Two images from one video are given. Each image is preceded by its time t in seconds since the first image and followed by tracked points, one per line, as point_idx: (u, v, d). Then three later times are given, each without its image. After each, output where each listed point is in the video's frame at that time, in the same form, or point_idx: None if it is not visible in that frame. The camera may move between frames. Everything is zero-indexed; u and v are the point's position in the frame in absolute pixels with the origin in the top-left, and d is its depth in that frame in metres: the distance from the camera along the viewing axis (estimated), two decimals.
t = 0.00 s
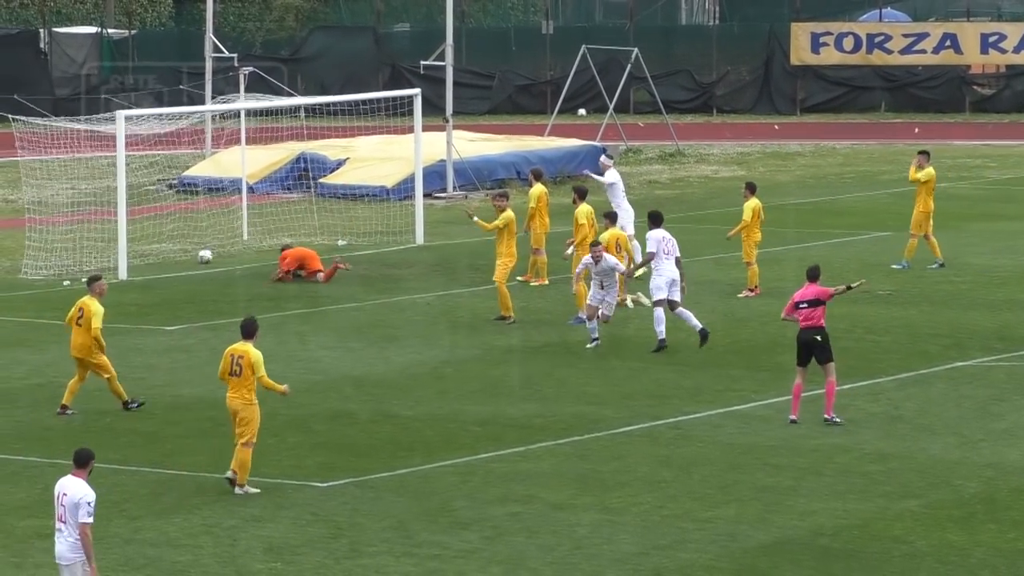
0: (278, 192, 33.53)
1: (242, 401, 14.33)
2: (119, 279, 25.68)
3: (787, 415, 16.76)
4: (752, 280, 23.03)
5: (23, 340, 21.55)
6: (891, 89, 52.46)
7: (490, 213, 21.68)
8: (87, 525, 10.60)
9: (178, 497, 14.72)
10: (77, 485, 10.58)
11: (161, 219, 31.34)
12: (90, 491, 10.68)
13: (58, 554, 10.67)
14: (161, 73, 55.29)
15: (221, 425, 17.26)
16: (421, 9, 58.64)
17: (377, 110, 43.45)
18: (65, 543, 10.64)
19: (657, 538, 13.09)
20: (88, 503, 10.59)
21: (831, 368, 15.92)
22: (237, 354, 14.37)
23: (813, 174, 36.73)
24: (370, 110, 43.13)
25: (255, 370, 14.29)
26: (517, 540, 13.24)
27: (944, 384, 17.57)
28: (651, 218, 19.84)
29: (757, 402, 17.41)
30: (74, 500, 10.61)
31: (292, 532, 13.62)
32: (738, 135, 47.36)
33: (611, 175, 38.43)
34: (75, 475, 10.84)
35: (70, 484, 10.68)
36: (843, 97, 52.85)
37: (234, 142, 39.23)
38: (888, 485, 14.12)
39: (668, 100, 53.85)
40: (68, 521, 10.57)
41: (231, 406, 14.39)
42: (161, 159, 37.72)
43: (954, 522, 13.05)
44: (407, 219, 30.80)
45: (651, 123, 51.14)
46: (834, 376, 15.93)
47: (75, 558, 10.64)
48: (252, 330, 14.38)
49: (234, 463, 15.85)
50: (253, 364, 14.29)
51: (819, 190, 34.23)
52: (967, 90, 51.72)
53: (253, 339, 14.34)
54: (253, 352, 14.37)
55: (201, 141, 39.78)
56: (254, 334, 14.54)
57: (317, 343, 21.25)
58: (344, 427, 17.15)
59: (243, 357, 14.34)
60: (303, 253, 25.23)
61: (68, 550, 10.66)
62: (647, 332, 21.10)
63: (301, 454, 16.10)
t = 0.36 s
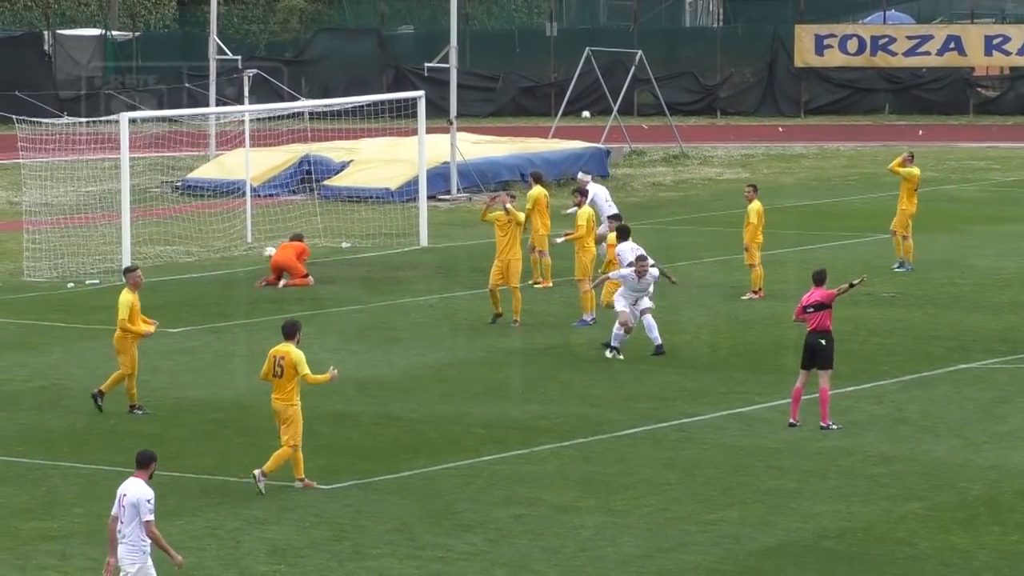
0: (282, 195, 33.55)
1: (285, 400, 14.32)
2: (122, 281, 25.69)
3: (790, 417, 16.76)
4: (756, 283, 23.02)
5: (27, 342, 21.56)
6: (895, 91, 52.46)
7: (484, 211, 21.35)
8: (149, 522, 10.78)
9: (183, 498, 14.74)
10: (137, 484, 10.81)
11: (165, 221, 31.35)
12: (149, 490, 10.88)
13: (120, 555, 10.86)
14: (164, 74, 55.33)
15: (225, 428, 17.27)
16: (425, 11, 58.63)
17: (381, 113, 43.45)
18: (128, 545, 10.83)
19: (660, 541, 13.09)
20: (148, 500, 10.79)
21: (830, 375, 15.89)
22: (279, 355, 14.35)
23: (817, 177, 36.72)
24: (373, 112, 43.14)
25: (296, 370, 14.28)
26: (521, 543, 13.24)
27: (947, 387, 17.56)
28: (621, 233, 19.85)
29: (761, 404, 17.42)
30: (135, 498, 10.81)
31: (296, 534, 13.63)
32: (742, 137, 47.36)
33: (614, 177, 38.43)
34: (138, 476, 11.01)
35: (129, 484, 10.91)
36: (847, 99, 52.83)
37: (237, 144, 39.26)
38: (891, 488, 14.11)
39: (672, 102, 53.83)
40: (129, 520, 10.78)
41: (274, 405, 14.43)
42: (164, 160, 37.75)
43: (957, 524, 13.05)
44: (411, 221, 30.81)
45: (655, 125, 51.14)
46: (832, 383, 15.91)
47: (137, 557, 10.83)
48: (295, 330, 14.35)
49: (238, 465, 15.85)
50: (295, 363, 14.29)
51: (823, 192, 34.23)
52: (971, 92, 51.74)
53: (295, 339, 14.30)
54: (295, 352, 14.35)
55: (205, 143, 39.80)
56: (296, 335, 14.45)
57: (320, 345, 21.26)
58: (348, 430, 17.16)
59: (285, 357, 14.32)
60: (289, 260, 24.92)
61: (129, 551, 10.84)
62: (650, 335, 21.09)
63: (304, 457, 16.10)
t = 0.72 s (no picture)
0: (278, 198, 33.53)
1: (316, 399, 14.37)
2: (118, 285, 25.68)
3: (785, 421, 16.75)
4: (751, 287, 23.04)
5: (23, 346, 21.54)
6: (891, 95, 52.52)
7: (471, 214, 21.32)
8: (194, 519, 10.84)
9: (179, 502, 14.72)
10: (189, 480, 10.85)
11: (160, 225, 31.33)
12: (201, 490, 10.94)
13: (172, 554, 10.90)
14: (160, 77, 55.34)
15: (221, 432, 17.24)
16: (421, 15, 58.78)
17: (377, 116, 43.44)
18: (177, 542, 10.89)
19: (656, 544, 13.07)
20: (196, 498, 10.84)
21: (825, 380, 15.90)
22: (308, 355, 14.34)
23: (812, 181, 36.74)
24: (368, 115, 43.12)
25: (324, 371, 14.25)
26: (517, 547, 13.22)
27: (943, 391, 17.55)
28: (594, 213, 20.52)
29: (756, 408, 17.41)
30: (186, 495, 10.89)
31: (292, 538, 13.61)
32: (738, 141, 47.38)
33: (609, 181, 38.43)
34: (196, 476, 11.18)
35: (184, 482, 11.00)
36: (842, 103, 52.89)
37: (232, 147, 39.24)
38: (886, 492, 14.10)
39: (667, 106, 53.88)
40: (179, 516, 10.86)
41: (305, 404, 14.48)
42: (159, 164, 37.73)
43: (952, 528, 13.04)
44: (407, 225, 30.81)
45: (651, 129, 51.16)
46: (828, 388, 15.91)
47: (182, 554, 10.84)
48: (325, 331, 14.29)
49: (234, 469, 15.83)
50: (323, 366, 14.24)
51: (818, 196, 34.24)
52: (967, 96, 51.81)
53: (325, 340, 14.25)
54: (323, 353, 14.30)
55: (199, 147, 39.77)
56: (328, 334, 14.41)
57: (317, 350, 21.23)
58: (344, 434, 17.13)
59: (313, 358, 14.31)
60: (280, 270, 24.99)
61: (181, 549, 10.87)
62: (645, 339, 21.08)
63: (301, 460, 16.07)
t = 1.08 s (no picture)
0: (224, 196, 32.87)
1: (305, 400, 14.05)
2: (60, 285, 24.98)
3: (741, 423, 16.29)
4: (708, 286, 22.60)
5: None
6: (852, 90, 52.24)
7: (417, 210, 20.76)
8: (207, 522, 10.73)
9: (119, 507, 14.11)
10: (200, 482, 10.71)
11: (104, 223, 30.62)
12: (213, 490, 10.81)
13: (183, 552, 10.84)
14: (105, 72, 54.48)
15: (164, 435, 16.63)
16: (371, 8, 58.16)
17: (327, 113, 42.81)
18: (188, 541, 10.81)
19: (609, 549, 12.58)
20: (208, 501, 10.71)
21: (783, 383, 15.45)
22: (296, 353, 14.07)
23: (770, 178, 36.38)
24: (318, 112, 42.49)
25: (313, 369, 13.97)
26: (466, 552, 12.69)
27: (903, 392, 17.15)
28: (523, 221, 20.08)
29: (713, 409, 16.94)
30: (197, 497, 10.75)
31: (235, 543, 13.03)
32: (695, 138, 46.99)
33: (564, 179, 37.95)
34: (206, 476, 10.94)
35: (195, 481, 10.85)
36: (801, 98, 52.58)
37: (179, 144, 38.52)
38: (846, 495, 13.66)
39: (623, 102, 53.44)
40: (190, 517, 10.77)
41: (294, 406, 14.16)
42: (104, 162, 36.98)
43: (913, 532, 12.60)
44: (356, 223, 30.23)
45: (606, 126, 50.77)
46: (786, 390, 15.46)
47: (195, 553, 10.79)
48: (312, 328, 14.05)
49: (176, 472, 15.23)
50: (311, 363, 13.97)
51: (776, 193, 33.87)
52: (929, 91, 51.59)
53: (313, 336, 14.00)
54: (312, 350, 14.04)
55: (145, 144, 39.02)
56: (314, 331, 14.16)
57: (265, 350, 20.64)
58: (291, 436, 16.56)
59: (301, 355, 14.03)
60: (225, 268, 24.38)
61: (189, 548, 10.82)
62: (601, 339, 20.60)
63: (246, 464, 15.49)
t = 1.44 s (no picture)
0: (109, 190, 31.94)
1: (229, 400, 13.45)
2: None
3: (639, 422, 15.96)
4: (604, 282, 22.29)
5: None
6: (751, 82, 52.38)
7: (306, 203, 20.16)
8: (167, 522, 10.33)
9: None
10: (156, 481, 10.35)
11: None
12: (169, 490, 10.44)
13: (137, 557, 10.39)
14: None
15: (46, 436, 15.92)
16: None
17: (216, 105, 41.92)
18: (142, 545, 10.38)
19: (504, 551, 12.15)
20: (166, 499, 10.34)
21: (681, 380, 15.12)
22: (222, 352, 13.46)
23: (667, 172, 36.21)
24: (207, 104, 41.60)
25: (239, 368, 13.38)
26: (358, 555, 12.20)
27: (803, 390, 16.92)
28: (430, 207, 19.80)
29: (611, 408, 16.59)
30: (153, 497, 10.36)
31: (120, 546, 12.41)
32: (592, 130, 46.75)
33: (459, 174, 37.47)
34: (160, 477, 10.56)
35: (149, 482, 10.45)
36: (700, 90, 52.59)
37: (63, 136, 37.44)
38: (745, 495, 13.36)
39: (517, 93, 53.03)
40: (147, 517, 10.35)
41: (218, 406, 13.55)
42: None
43: (812, 533, 12.33)
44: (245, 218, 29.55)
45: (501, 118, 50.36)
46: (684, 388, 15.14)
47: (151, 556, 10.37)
48: (239, 327, 13.45)
49: (59, 475, 14.55)
50: (238, 362, 13.38)
51: (674, 187, 33.69)
52: (830, 83, 51.85)
53: (240, 336, 13.41)
54: (238, 350, 13.45)
55: (27, 136, 37.88)
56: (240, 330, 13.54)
57: (152, 349, 19.95)
58: (178, 436, 15.94)
59: (227, 355, 13.44)
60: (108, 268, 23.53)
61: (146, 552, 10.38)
62: (498, 336, 20.17)
63: (132, 465, 14.85)
